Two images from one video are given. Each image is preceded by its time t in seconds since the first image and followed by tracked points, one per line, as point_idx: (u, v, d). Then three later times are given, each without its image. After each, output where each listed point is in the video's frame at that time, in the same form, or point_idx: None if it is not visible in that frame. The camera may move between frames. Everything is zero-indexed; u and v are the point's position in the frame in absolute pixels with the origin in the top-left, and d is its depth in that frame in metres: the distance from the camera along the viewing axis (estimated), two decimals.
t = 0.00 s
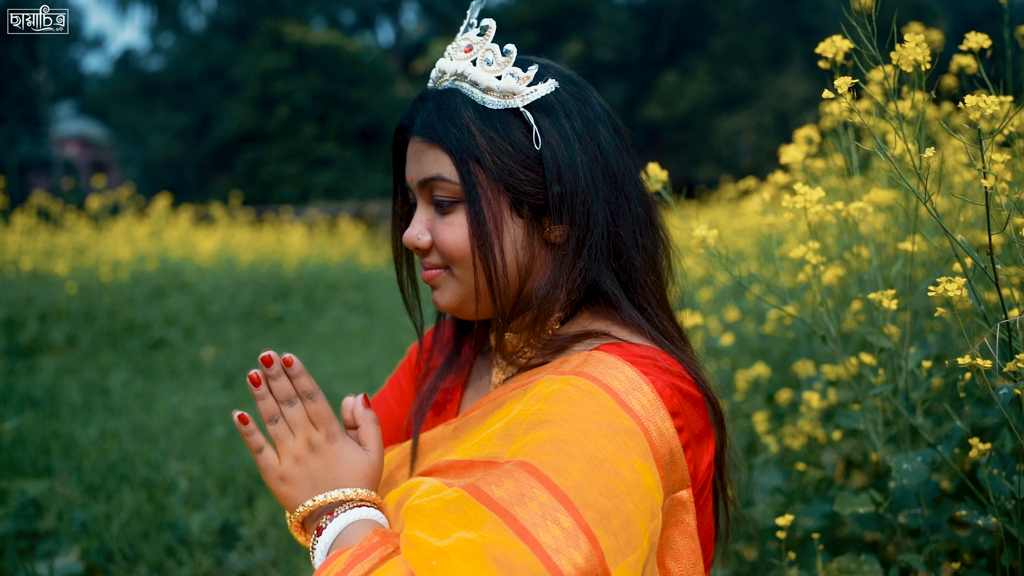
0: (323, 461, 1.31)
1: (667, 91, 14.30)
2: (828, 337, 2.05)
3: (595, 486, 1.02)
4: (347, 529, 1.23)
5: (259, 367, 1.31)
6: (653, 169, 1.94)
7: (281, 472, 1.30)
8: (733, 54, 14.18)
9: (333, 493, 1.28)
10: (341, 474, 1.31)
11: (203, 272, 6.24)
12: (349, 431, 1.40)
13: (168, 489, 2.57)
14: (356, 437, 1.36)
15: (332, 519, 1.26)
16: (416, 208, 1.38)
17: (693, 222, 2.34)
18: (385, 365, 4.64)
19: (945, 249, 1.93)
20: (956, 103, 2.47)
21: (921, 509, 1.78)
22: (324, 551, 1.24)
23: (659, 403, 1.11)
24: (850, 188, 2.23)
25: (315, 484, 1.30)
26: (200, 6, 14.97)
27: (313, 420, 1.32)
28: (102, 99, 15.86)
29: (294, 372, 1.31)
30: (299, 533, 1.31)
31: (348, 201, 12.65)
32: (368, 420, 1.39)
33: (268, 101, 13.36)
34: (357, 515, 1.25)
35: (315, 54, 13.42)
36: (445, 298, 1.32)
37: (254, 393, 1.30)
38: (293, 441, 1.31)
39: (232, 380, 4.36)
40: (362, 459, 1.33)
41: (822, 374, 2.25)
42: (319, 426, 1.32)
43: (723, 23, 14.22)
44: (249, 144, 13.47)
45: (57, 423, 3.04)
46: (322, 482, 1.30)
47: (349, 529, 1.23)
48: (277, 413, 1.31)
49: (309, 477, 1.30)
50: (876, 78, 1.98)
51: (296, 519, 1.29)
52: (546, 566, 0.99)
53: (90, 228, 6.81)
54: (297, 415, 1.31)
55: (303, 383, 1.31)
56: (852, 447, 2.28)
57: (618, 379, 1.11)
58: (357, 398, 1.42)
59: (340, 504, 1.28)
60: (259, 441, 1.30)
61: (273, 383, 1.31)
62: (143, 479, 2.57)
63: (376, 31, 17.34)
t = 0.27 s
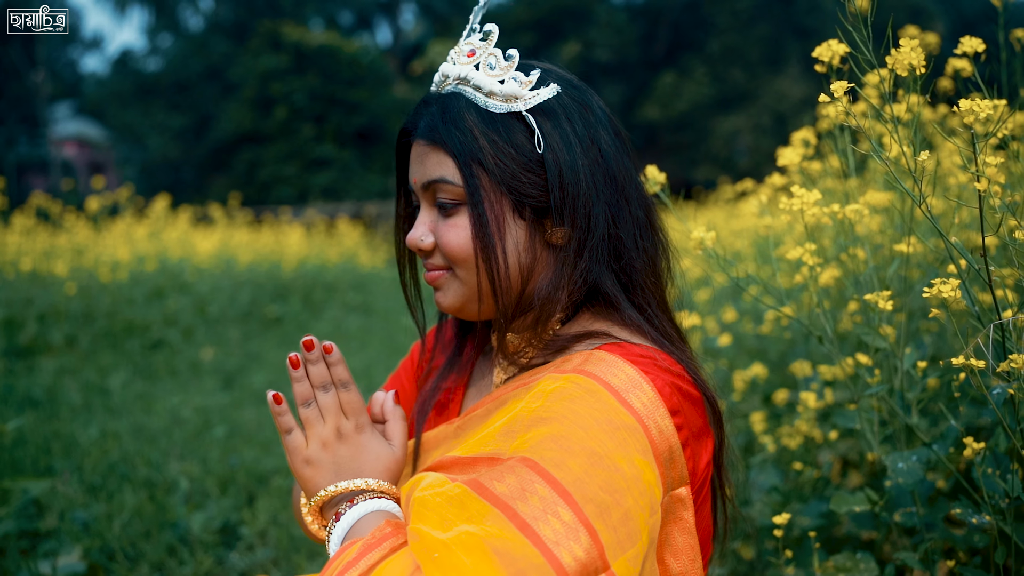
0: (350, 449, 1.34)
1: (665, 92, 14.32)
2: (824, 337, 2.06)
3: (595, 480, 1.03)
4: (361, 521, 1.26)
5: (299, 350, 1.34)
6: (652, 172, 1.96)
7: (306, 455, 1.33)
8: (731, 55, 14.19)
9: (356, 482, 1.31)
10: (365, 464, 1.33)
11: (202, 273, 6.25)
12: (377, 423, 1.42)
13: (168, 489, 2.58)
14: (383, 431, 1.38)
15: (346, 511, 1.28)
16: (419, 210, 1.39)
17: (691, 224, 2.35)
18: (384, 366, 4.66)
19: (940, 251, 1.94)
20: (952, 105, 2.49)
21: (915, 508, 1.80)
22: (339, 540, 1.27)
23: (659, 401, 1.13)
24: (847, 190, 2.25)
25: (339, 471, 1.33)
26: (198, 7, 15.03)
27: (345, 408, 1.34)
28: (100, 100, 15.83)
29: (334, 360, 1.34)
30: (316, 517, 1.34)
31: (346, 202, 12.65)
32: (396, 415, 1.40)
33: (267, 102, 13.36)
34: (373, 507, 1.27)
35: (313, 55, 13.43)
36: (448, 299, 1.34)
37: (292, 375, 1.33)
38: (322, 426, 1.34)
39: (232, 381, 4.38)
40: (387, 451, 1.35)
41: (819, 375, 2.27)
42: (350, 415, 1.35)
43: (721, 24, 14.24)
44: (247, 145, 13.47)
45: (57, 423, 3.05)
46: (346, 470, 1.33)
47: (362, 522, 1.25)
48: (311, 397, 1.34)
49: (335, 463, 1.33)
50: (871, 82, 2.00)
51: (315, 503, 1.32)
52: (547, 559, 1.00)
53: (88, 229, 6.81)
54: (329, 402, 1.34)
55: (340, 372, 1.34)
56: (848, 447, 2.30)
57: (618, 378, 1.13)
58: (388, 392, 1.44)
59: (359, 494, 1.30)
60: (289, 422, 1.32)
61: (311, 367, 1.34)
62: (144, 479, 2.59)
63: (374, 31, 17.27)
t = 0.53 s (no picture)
0: (375, 438, 1.35)
1: (662, 93, 14.35)
2: (819, 337, 2.09)
3: (593, 472, 1.05)
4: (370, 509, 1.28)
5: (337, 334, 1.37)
6: (649, 173, 1.98)
7: (331, 438, 1.34)
8: (727, 55, 14.21)
9: (376, 470, 1.32)
10: (387, 455, 1.34)
11: (200, 273, 6.27)
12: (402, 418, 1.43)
13: (169, 488, 2.60)
14: (406, 426, 1.39)
15: (359, 499, 1.30)
16: (421, 212, 1.41)
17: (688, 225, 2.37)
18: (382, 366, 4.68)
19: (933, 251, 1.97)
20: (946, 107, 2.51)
21: (910, 505, 1.83)
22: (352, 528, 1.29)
23: (657, 398, 1.15)
24: (842, 192, 2.28)
25: (360, 457, 1.34)
26: (195, 8, 15.05)
27: (373, 398, 1.36)
28: (98, 100, 15.82)
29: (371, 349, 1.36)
30: (331, 503, 1.35)
31: (343, 202, 12.66)
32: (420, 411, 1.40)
33: (264, 103, 13.35)
34: (387, 495, 1.29)
35: (311, 56, 13.43)
36: (449, 298, 1.36)
37: (327, 357, 1.36)
38: (349, 412, 1.35)
39: (231, 381, 4.40)
40: (408, 445, 1.36)
41: (815, 374, 2.29)
42: (378, 404, 1.36)
43: (718, 25, 14.27)
44: (245, 145, 13.47)
45: (58, 423, 3.07)
46: (368, 457, 1.34)
47: (374, 510, 1.28)
48: (343, 381, 1.36)
49: (359, 449, 1.34)
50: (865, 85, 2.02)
51: (332, 487, 1.33)
52: (545, 548, 1.02)
53: (87, 229, 6.82)
54: (359, 389, 1.36)
55: (373, 361, 1.36)
56: (844, 446, 2.33)
57: (617, 375, 1.15)
58: (415, 388, 1.46)
59: (377, 481, 1.32)
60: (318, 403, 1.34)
61: (346, 353, 1.36)
62: (145, 478, 2.60)
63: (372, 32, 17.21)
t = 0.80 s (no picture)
0: (394, 430, 1.37)
1: (659, 93, 14.37)
2: (815, 337, 2.11)
3: (589, 465, 1.07)
4: (378, 503, 1.29)
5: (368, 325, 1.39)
6: (646, 174, 2.00)
7: (351, 427, 1.36)
8: (725, 55, 14.22)
9: (393, 462, 1.33)
10: (403, 449, 1.36)
11: (199, 274, 6.27)
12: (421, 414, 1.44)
13: (169, 487, 2.62)
14: (424, 423, 1.41)
15: (372, 487, 1.32)
16: (423, 212, 1.43)
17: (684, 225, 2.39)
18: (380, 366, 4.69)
19: (926, 251, 1.99)
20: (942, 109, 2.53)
21: (903, 502, 1.85)
22: (359, 520, 1.31)
23: (653, 395, 1.17)
24: (837, 192, 2.30)
25: (377, 448, 1.36)
26: (193, 8, 15.08)
27: (396, 392, 1.38)
28: (95, 101, 15.80)
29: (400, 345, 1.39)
30: (343, 493, 1.37)
31: (341, 203, 12.66)
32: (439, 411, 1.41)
33: (262, 103, 13.36)
34: (393, 489, 1.30)
35: (309, 56, 13.40)
36: (451, 297, 1.38)
37: (356, 347, 1.38)
38: (371, 404, 1.37)
39: (229, 381, 4.41)
40: (424, 441, 1.37)
41: (811, 373, 2.31)
42: (400, 399, 1.38)
43: (715, 25, 14.28)
44: (242, 146, 13.48)
45: (58, 423, 3.08)
46: (385, 448, 1.36)
47: (379, 505, 1.29)
48: (368, 372, 1.39)
49: (378, 440, 1.36)
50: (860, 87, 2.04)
51: (346, 476, 1.35)
52: (542, 539, 1.04)
53: (85, 228, 6.82)
54: (383, 382, 1.38)
55: (400, 356, 1.39)
56: (839, 445, 2.35)
57: (614, 372, 1.17)
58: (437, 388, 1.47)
59: (391, 471, 1.34)
60: (341, 391, 1.37)
61: (374, 345, 1.39)
62: (145, 478, 2.62)
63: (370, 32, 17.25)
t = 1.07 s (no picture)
0: (407, 426, 1.38)
1: (657, 94, 14.39)
2: (810, 335, 2.12)
3: (587, 459, 1.08)
4: (384, 494, 1.30)
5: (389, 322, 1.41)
6: (643, 175, 2.02)
7: (364, 419, 1.38)
8: (722, 55, 14.23)
9: (407, 456, 1.34)
10: (415, 444, 1.37)
11: (197, 274, 6.28)
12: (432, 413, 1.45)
13: (169, 486, 2.63)
14: (435, 421, 1.42)
15: (382, 477, 1.33)
16: (426, 211, 1.44)
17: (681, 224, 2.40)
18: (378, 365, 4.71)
19: (921, 251, 2.01)
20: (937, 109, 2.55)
21: (897, 499, 1.87)
22: (367, 511, 1.32)
23: (650, 390, 1.18)
24: (832, 193, 2.32)
25: (389, 441, 1.37)
26: (191, 9, 15.09)
27: (410, 388, 1.40)
28: (93, 100, 15.78)
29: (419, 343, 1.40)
30: (353, 485, 1.39)
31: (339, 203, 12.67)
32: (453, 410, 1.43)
33: (260, 103, 13.36)
34: (399, 482, 1.30)
35: (306, 56, 13.41)
36: (453, 295, 1.39)
37: (376, 342, 1.40)
38: (386, 398, 1.39)
39: (228, 380, 4.42)
40: (435, 438, 1.38)
41: (807, 371, 2.33)
42: (414, 395, 1.40)
43: (713, 26, 14.29)
44: (240, 146, 13.47)
45: (58, 422, 3.09)
46: (397, 443, 1.37)
47: (385, 496, 1.30)
48: (385, 367, 1.41)
49: (394, 434, 1.37)
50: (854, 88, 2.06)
51: (357, 466, 1.36)
52: (540, 530, 1.05)
53: (83, 228, 6.83)
54: (399, 377, 1.40)
55: (417, 353, 1.41)
56: (834, 443, 2.37)
57: (612, 367, 1.19)
58: (451, 389, 1.48)
59: (402, 464, 1.34)
60: (357, 384, 1.39)
61: (393, 341, 1.41)
62: (145, 477, 2.63)
63: (368, 32, 17.11)
